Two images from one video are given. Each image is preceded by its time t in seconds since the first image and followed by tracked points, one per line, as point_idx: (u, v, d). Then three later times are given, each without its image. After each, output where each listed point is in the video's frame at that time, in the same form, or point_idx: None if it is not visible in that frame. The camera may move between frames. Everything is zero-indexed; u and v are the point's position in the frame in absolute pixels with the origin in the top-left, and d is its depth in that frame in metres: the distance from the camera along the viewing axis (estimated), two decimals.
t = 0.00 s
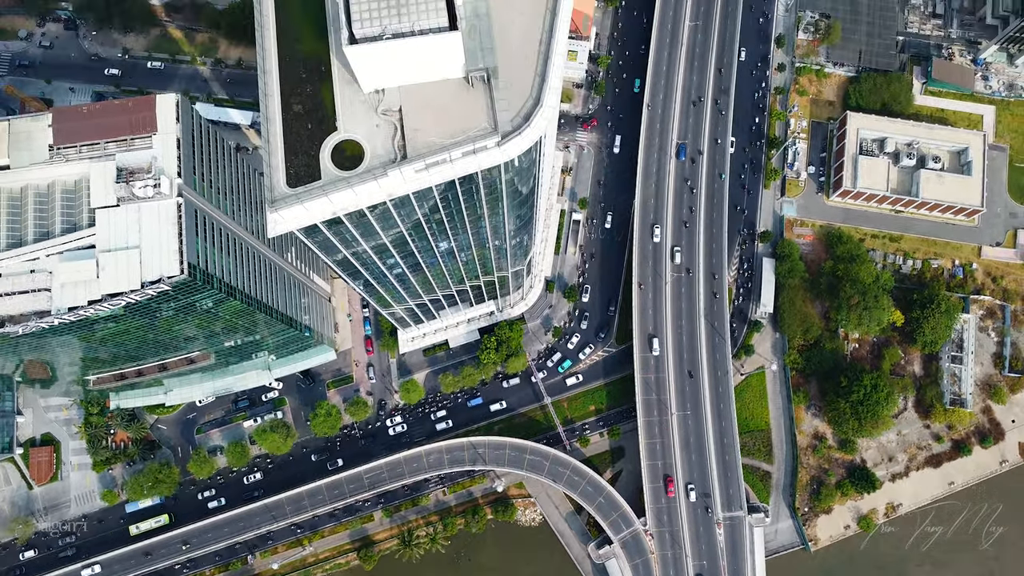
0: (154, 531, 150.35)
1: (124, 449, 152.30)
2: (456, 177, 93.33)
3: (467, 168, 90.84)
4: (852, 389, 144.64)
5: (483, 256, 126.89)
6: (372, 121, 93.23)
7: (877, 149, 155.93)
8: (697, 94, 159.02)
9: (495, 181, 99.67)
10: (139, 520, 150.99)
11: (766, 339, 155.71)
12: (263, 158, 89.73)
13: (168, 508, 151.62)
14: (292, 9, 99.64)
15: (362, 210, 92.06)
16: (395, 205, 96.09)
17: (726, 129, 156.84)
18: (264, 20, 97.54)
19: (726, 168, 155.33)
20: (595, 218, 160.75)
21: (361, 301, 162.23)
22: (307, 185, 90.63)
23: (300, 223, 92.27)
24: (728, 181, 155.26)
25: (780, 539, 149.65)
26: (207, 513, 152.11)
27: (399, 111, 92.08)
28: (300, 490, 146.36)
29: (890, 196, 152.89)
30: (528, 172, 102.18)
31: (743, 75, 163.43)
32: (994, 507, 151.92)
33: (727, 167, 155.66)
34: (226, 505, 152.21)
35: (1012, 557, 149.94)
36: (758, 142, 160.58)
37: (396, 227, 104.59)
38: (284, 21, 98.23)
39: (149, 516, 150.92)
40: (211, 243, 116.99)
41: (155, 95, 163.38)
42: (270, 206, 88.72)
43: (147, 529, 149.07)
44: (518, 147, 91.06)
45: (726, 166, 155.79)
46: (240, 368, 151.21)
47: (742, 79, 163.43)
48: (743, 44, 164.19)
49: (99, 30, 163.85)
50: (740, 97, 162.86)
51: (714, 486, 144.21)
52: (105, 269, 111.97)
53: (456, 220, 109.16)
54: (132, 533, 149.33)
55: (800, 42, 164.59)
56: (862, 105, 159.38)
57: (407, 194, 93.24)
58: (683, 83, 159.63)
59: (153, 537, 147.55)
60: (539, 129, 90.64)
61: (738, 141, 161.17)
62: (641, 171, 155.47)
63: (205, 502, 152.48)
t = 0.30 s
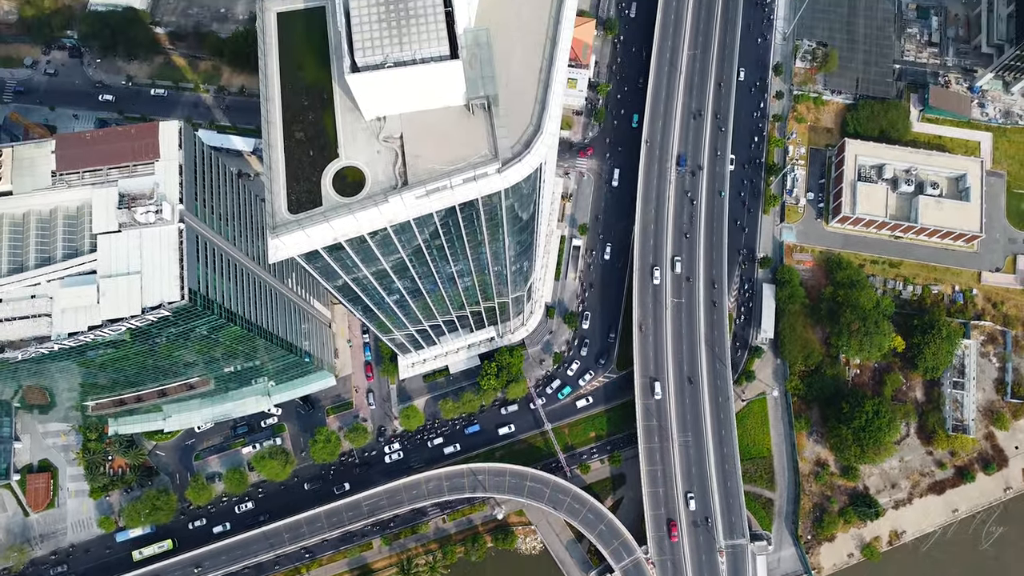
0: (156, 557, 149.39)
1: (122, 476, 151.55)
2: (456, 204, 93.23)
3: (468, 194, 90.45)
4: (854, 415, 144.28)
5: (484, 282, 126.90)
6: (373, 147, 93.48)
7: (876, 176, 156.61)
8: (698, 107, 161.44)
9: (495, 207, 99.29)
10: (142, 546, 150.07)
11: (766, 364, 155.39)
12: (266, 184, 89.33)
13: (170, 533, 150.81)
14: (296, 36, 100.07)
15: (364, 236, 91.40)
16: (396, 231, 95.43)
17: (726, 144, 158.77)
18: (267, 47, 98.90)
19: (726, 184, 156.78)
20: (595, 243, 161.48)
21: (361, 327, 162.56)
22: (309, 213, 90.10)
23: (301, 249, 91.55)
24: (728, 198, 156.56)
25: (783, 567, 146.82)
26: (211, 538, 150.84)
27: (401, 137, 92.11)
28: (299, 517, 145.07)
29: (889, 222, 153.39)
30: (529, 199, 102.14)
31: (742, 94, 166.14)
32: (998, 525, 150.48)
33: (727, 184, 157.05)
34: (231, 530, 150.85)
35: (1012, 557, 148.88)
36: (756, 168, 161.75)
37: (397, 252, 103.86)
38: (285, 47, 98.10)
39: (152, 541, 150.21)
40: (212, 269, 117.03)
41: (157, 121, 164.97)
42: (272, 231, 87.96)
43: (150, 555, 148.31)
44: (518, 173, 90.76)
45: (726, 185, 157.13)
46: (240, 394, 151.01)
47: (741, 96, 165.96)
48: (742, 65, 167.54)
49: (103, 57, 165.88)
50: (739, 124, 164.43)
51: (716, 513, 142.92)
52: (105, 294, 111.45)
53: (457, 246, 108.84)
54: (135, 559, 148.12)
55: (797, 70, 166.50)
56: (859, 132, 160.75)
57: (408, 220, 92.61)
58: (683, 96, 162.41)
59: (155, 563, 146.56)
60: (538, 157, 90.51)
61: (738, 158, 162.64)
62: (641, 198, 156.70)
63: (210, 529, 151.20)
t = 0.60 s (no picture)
0: None
1: (119, 503, 150.42)
2: (457, 231, 92.48)
3: (469, 222, 89.62)
4: (856, 443, 143.27)
5: (484, 310, 126.69)
6: (374, 175, 93.08)
7: (874, 203, 157.34)
8: (698, 121, 163.65)
9: (495, 233, 98.56)
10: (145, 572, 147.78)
11: (767, 392, 154.87)
12: (267, 211, 88.92)
13: (173, 560, 149.19)
14: (298, 65, 99.35)
15: (364, 263, 90.20)
16: (396, 258, 94.33)
17: (725, 156, 161.08)
18: (269, 74, 98.45)
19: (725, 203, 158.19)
20: (594, 270, 162.10)
21: (360, 354, 162.80)
22: (310, 239, 89.48)
23: (302, 275, 90.36)
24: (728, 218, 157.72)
25: None
26: (216, 565, 149.02)
27: (402, 164, 91.81)
28: (296, 546, 143.47)
29: (888, 249, 153.70)
30: (529, 226, 102.04)
31: (741, 114, 167.68)
32: (1003, 553, 148.76)
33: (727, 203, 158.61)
34: (235, 556, 149.26)
35: (1013, 562, 148.23)
36: (755, 195, 162.53)
37: (397, 279, 102.95)
38: (287, 75, 98.13)
39: (157, 568, 147.81)
40: (212, 295, 117.08)
41: (160, 148, 166.45)
42: (272, 258, 87.48)
43: None
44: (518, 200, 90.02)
45: (726, 203, 158.62)
46: (238, 421, 150.58)
47: (740, 116, 167.77)
48: (740, 86, 169.39)
49: (107, 85, 167.71)
50: (738, 150, 165.55)
51: (717, 542, 141.23)
52: (105, 320, 111.16)
53: (457, 273, 108.38)
54: None
55: (795, 98, 168.21)
56: (858, 159, 161.87)
57: (409, 246, 91.57)
58: (683, 111, 164.65)
59: None
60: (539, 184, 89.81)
61: (738, 176, 164.05)
62: (640, 225, 157.52)
63: (214, 555, 149.59)
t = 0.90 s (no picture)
0: None
1: (115, 538, 148.73)
2: (457, 265, 91.82)
3: (469, 255, 89.10)
4: (859, 477, 141.89)
5: (484, 344, 126.06)
6: (375, 209, 93.09)
7: (874, 236, 157.70)
8: (697, 142, 165.83)
9: (495, 266, 98.14)
10: None
11: (769, 426, 154.05)
12: (268, 244, 88.47)
13: None
14: (300, 102, 100.36)
15: (365, 296, 89.22)
16: (396, 290, 93.01)
17: (725, 178, 162.89)
18: (273, 111, 99.70)
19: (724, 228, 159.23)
20: (594, 304, 162.47)
21: (360, 387, 162.47)
22: (311, 272, 88.76)
23: (302, 308, 89.30)
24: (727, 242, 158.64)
25: None
26: None
27: (403, 199, 91.75)
28: None
29: (888, 281, 153.87)
30: (529, 259, 101.44)
31: (741, 140, 169.25)
32: None
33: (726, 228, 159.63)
34: None
35: None
36: (753, 229, 163.06)
37: (397, 311, 101.71)
38: (290, 113, 99.14)
39: None
40: (212, 328, 117.04)
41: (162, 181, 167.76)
42: (272, 291, 86.65)
43: None
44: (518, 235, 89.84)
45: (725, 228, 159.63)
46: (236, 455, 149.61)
47: (739, 143, 169.07)
48: (739, 113, 171.04)
49: (111, 120, 169.92)
50: (737, 182, 166.66)
51: None
52: (105, 353, 109.88)
53: (456, 306, 107.37)
54: None
55: (793, 133, 170.35)
56: (856, 193, 163.02)
57: (409, 280, 90.76)
58: (683, 133, 166.74)
59: None
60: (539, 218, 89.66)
61: (737, 200, 165.29)
62: (640, 258, 157.94)
63: None
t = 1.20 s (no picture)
0: None
1: None
2: (457, 298, 91.79)
3: (469, 290, 89.34)
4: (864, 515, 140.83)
5: (484, 380, 125.61)
6: (376, 243, 92.53)
7: (873, 271, 158.09)
8: (697, 166, 168.45)
9: (496, 301, 98.05)
10: None
11: (771, 463, 152.61)
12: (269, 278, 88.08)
13: None
14: (303, 137, 100.59)
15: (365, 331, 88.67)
16: (396, 324, 91.92)
17: (725, 202, 164.98)
18: (275, 147, 98.91)
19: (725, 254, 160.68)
20: (594, 339, 162.48)
21: (359, 423, 161.54)
22: (311, 307, 88.37)
23: (301, 342, 88.69)
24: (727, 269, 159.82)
25: None
26: None
27: (404, 234, 91.27)
28: None
29: (888, 316, 153.83)
30: (529, 293, 100.98)
31: (741, 168, 171.32)
32: None
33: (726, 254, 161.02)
34: None
35: None
36: (754, 263, 163.65)
37: (397, 346, 100.90)
38: (294, 148, 99.19)
39: None
40: (212, 362, 116.73)
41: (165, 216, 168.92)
42: (272, 324, 85.85)
43: None
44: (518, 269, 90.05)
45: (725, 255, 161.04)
46: (234, 491, 148.18)
47: (739, 172, 171.07)
48: (738, 142, 173.25)
49: (115, 155, 171.71)
50: (737, 216, 167.65)
51: None
52: (103, 388, 109.13)
53: (457, 340, 106.58)
54: None
55: (791, 168, 171.78)
56: (855, 228, 163.81)
57: (409, 314, 90.44)
58: (683, 157, 169.40)
59: None
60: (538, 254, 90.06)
61: (737, 227, 166.59)
62: (641, 294, 158.41)
63: None
